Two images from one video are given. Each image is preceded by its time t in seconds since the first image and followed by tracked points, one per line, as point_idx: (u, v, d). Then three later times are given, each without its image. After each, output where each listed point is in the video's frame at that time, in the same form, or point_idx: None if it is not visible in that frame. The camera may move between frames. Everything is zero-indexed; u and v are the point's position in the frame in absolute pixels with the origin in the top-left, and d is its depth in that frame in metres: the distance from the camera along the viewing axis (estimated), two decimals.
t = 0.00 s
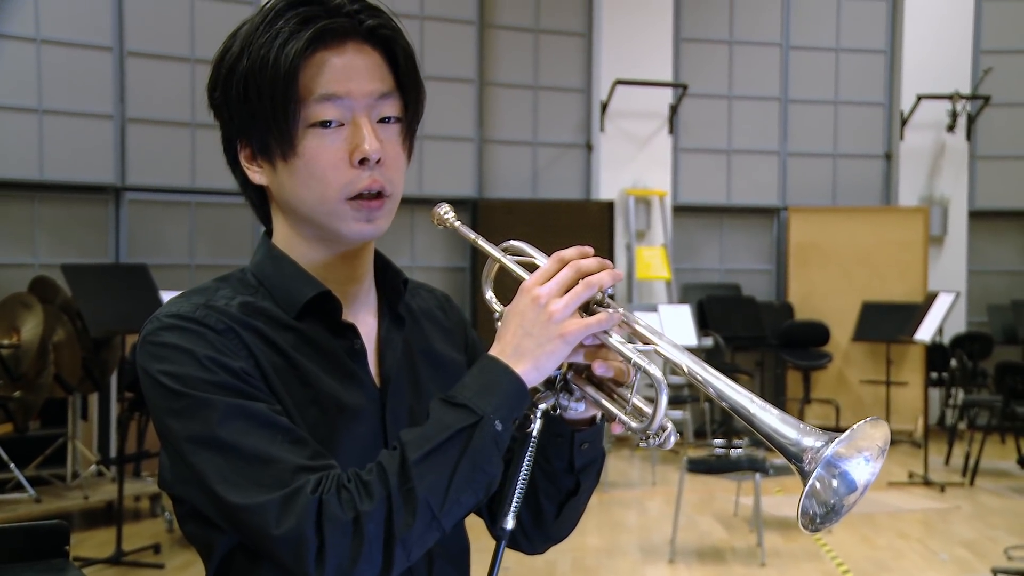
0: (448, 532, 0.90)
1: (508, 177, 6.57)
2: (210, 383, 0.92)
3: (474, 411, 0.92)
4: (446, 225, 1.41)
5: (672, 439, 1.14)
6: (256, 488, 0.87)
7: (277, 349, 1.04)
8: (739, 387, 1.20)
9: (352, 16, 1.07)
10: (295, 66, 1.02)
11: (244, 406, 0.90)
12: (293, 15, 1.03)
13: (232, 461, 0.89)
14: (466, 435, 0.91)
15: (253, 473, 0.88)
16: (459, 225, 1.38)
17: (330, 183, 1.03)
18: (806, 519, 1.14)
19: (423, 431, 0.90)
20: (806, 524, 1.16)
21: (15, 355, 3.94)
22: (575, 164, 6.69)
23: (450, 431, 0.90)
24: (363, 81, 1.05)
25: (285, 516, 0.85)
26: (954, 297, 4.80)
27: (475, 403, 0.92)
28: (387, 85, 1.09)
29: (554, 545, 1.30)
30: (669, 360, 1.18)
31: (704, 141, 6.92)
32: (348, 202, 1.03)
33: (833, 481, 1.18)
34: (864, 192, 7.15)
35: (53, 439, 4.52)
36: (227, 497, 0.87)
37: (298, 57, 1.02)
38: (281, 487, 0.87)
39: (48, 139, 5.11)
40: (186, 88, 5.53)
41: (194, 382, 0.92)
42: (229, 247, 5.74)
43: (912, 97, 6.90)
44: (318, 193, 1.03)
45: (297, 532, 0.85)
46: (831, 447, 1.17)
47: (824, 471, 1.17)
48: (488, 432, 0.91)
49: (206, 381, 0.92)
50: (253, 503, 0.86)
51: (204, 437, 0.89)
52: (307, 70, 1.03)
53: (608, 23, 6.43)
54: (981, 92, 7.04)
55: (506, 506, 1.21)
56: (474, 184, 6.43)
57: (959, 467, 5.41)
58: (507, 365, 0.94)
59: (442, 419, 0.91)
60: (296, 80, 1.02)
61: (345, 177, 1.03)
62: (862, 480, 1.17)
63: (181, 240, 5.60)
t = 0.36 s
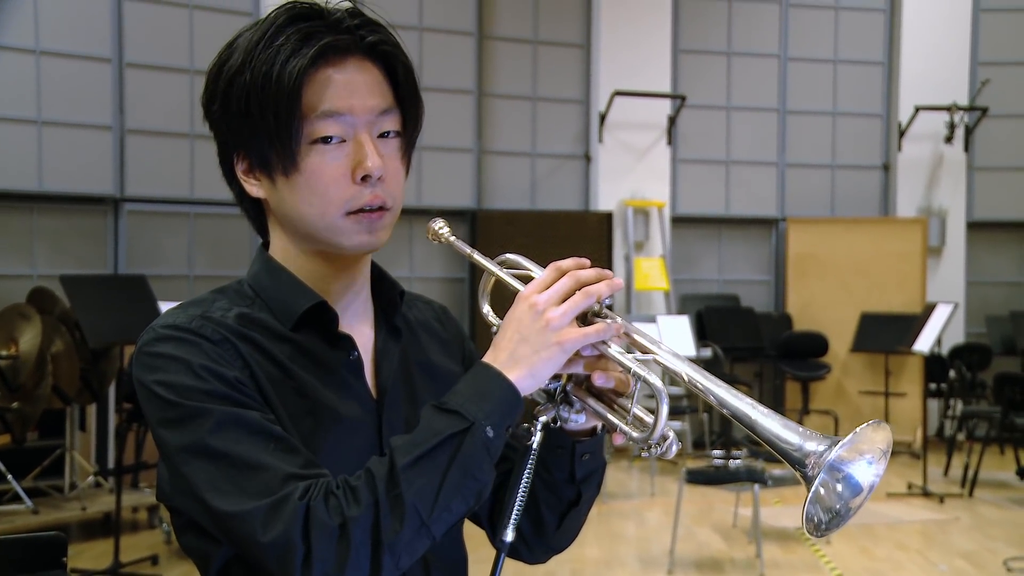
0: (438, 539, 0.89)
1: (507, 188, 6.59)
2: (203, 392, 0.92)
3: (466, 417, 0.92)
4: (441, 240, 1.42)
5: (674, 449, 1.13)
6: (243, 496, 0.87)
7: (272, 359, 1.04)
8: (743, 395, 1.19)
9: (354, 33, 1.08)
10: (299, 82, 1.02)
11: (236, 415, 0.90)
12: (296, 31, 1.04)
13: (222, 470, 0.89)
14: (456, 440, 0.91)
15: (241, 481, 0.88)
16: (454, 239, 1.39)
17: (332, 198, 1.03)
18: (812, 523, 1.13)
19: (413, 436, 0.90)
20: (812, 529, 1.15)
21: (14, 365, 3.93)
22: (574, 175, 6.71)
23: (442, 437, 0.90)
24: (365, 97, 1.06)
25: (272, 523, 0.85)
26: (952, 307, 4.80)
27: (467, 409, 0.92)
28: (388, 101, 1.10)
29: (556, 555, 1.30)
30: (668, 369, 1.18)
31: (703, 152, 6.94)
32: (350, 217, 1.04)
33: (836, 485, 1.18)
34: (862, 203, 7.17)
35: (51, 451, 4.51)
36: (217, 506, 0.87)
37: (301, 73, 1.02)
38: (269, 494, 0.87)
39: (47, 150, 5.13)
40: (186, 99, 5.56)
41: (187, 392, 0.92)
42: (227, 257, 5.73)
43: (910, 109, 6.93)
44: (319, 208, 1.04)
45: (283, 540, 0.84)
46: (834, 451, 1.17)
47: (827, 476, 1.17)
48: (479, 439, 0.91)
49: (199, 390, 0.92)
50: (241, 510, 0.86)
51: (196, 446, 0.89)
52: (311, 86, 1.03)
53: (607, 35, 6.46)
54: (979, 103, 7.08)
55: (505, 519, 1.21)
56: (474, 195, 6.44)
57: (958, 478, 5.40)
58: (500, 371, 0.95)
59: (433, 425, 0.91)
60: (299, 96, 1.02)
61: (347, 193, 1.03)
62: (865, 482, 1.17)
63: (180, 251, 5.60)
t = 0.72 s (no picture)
0: (419, 543, 0.88)
1: (507, 191, 6.60)
2: (202, 384, 0.92)
3: (454, 417, 0.91)
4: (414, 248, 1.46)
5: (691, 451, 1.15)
6: (229, 491, 0.87)
7: (275, 355, 1.04)
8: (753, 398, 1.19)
9: (352, 33, 1.08)
10: (302, 82, 1.02)
11: (234, 408, 0.91)
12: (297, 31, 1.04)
13: (217, 461, 0.89)
14: (443, 440, 0.90)
15: (227, 476, 0.88)
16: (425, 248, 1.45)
17: (336, 197, 1.04)
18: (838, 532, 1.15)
19: (400, 434, 0.90)
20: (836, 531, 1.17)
21: (13, 369, 3.92)
22: (574, 177, 6.72)
23: (427, 435, 0.89)
24: (367, 95, 1.07)
25: (254, 517, 0.85)
26: (952, 310, 4.80)
27: (456, 408, 0.91)
28: (387, 100, 1.10)
29: (585, 527, 1.33)
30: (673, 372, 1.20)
31: (703, 155, 6.95)
32: (354, 215, 1.04)
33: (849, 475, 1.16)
34: (862, 206, 7.18)
35: (51, 453, 4.51)
36: (208, 496, 0.87)
37: (303, 73, 1.02)
38: (255, 487, 0.87)
39: (46, 153, 5.13)
40: (185, 102, 5.56)
41: (187, 385, 0.92)
42: (227, 260, 5.73)
43: (909, 112, 6.94)
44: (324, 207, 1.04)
45: (260, 536, 0.84)
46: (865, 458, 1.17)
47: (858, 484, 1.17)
48: (467, 439, 0.90)
49: (198, 382, 0.93)
50: (227, 505, 0.86)
51: (193, 436, 0.90)
52: (313, 85, 1.04)
53: (606, 38, 6.46)
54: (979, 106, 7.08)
55: (511, 521, 1.23)
56: (474, 198, 6.45)
57: (958, 480, 5.40)
58: (493, 372, 0.93)
59: (421, 423, 0.91)
60: (302, 95, 1.02)
61: (351, 191, 1.04)
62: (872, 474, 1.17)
63: (180, 254, 5.60)
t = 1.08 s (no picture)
0: (424, 548, 0.89)
1: (508, 192, 6.60)
2: (214, 383, 0.93)
3: (446, 424, 0.92)
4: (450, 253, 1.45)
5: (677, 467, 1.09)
6: (240, 501, 0.87)
7: (284, 353, 1.04)
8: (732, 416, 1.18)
9: (351, 34, 1.09)
10: (303, 84, 1.03)
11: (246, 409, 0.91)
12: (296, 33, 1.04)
13: (231, 463, 0.89)
14: (436, 449, 0.91)
15: (240, 481, 0.88)
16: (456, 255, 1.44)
17: (341, 196, 1.04)
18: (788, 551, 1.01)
19: (395, 446, 0.90)
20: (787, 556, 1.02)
21: (14, 370, 3.93)
22: (574, 179, 6.72)
23: (421, 445, 0.90)
24: (367, 94, 1.07)
25: (262, 531, 0.85)
26: (953, 312, 4.79)
27: (448, 415, 0.92)
28: (388, 99, 1.11)
29: (587, 540, 1.33)
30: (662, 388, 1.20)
31: (703, 156, 6.95)
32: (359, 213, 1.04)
33: (824, 520, 1.06)
34: (863, 207, 7.18)
35: (52, 455, 4.51)
36: (214, 511, 0.87)
37: (303, 74, 1.02)
38: (263, 498, 0.87)
39: (47, 155, 5.14)
40: (186, 104, 5.57)
41: (199, 382, 0.92)
42: (228, 261, 5.73)
43: (910, 113, 6.94)
44: (328, 206, 1.04)
45: (270, 552, 0.85)
46: (819, 478, 1.06)
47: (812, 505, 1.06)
48: (460, 447, 0.91)
49: (211, 380, 0.93)
50: (240, 517, 0.86)
51: (206, 436, 0.90)
52: (314, 87, 1.04)
53: (607, 39, 6.47)
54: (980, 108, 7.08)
55: (517, 529, 1.23)
56: (474, 200, 6.45)
57: (959, 482, 5.40)
58: (478, 376, 0.95)
59: (413, 433, 0.91)
60: (303, 96, 1.03)
61: (355, 190, 1.04)
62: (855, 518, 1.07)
63: (181, 255, 5.60)
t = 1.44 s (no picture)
0: (429, 562, 0.89)
1: (508, 192, 6.61)
2: (223, 381, 0.93)
3: (466, 441, 0.90)
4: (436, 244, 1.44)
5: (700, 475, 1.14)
6: (247, 499, 0.88)
7: (291, 353, 1.04)
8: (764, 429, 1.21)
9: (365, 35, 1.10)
10: (318, 82, 1.03)
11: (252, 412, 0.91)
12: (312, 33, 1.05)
13: (234, 465, 0.89)
14: (456, 464, 0.90)
15: (245, 482, 0.89)
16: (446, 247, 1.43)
17: (354, 193, 1.04)
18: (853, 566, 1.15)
19: (414, 457, 0.89)
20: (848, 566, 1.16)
21: (14, 371, 3.92)
22: (574, 179, 6.72)
23: (441, 460, 0.89)
24: (381, 93, 1.07)
25: (269, 531, 0.86)
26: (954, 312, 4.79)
27: (469, 431, 0.91)
28: (400, 99, 1.11)
29: (585, 545, 1.33)
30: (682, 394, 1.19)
31: (704, 156, 6.96)
32: (371, 209, 1.04)
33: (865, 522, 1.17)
34: (863, 208, 7.18)
35: (52, 455, 4.51)
36: (220, 504, 0.88)
37: (318, 72, 1.03)
38: (271, 499, 0.87)
39: (47, 156, 5.14)
40: (186, 104, 5.57)
41: (207, 379, 0.92)
42: (227, 261, 5.73)
43: (910, 114, 6.94)
44: (341, 202, 1.04)
45: (274, 548, 0.85)
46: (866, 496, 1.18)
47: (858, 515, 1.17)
48: (480, 464, 0.90)
49: (219, 378, 0.93)
50: (245, 515, 0.86)
51: (208, 435, 0.90)
52: (329, 85, 1.05)
53: (607, 39, 6.47)
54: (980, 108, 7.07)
55: (517, 532, 1.25)
56: (474, 200, 6.45)
57: (959, 482, 5.40)
58: (507, 396, 0.92)
59: (435, 444, 0.91)
60: (318, 93, 1.03)
61: (368, 186, 1.04)
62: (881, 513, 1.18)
63: (181, 255, 5.60)
